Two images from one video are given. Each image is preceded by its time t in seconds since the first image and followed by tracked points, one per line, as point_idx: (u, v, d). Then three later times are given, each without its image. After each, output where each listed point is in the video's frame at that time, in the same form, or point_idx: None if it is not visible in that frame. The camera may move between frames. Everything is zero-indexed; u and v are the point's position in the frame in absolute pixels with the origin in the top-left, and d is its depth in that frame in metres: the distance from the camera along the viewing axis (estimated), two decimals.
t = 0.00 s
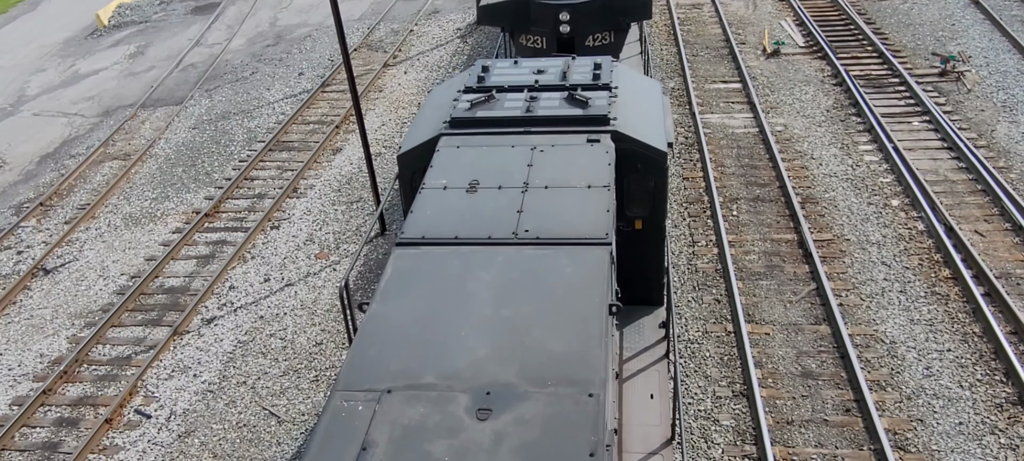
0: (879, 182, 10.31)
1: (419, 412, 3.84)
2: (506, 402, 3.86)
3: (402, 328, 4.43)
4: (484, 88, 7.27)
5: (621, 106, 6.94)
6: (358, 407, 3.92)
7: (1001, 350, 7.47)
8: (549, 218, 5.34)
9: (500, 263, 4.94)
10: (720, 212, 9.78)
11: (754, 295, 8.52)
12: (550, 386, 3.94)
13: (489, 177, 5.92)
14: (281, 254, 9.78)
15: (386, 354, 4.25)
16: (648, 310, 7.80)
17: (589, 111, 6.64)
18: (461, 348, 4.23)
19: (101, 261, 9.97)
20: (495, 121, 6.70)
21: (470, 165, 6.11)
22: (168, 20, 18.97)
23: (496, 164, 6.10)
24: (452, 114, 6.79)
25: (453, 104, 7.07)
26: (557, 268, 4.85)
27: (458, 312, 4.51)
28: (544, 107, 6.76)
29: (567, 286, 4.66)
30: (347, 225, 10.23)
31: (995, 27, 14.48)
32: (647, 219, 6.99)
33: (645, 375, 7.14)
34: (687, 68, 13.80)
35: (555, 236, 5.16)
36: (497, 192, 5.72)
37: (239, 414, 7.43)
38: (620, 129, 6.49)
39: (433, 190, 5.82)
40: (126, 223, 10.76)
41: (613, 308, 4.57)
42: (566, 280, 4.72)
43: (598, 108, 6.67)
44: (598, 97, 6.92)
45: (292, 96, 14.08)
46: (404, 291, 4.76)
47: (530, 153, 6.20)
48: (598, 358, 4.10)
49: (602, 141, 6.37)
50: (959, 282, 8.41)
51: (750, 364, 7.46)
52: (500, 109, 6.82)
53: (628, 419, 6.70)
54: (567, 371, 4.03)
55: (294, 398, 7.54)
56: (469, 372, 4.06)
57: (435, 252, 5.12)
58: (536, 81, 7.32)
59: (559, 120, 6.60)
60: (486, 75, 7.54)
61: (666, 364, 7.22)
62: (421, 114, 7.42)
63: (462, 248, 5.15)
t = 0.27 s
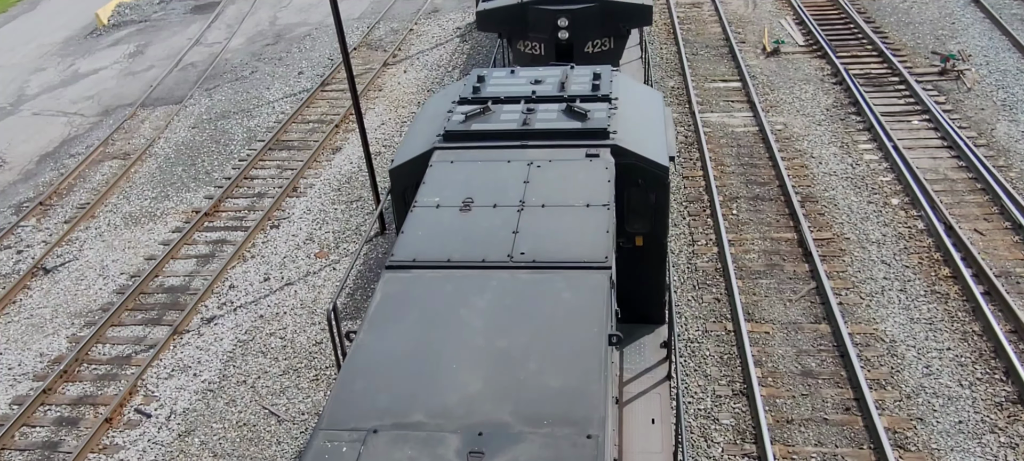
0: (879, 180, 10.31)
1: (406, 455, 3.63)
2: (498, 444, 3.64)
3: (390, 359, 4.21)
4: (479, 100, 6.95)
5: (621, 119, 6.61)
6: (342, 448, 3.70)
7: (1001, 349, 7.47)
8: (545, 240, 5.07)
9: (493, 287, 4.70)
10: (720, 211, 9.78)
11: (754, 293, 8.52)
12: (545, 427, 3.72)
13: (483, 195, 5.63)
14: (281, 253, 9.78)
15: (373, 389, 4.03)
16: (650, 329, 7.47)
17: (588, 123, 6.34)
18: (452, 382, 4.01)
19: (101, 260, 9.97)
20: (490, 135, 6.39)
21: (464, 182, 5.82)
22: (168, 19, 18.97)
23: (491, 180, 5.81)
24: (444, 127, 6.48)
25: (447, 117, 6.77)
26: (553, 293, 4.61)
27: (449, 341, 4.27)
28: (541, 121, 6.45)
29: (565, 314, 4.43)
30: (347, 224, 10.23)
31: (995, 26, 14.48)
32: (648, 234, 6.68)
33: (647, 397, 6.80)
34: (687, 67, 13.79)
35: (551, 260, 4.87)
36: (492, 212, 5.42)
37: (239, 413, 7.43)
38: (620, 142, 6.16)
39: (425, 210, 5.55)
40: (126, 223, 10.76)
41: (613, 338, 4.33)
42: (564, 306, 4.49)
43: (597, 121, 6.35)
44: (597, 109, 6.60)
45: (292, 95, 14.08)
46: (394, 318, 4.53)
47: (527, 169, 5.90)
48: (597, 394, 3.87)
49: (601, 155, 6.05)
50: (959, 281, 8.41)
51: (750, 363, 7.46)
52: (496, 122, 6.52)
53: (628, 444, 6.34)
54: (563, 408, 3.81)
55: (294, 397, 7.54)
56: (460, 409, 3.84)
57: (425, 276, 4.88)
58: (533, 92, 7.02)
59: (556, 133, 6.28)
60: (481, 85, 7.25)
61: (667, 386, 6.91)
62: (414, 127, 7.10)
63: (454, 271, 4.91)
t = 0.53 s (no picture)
0: (878, 180, 10.32)
1: None
2: None
3: (374, 397, 3.84)
4: (473, 112, 6.59)
5: (620, 133, 6.21)
6: None
7: (1000, 348, 7.47)
8: (542, 264, 4.66)
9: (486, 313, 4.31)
10: (719, 210, 9.78)
11: (753, 293, 8.52)
12: None
13: (475, 215, 5.21)
14: (280, 252, 9.78)
15: (353, 432, 3.66)
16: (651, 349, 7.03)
17: (586, 138, 5.94)
18: (440, 424, 3.64)
19: (100, 260, 9.97)
20: (484, 149, 5.99)
21: (457, 199, 5.41)
22: (167, 18, 18.97)
23: (484, 197, 5.40)
24: (437, 141, 6.10)
25: (439, 131, 6.40)
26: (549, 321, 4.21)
27: (437, 375, 3.90)
28: (538, 134, 6.07)
29: (563, 345, 4.03)
30: (345, 224, 10.23)
31: (994, 25, 14.48)
32: (648, 252, 6.21)
33: (647, 423, 6.38)
34: (686, 66, 13.79)
35: (549, 287, 4.45)
36: (484, 233, 5.01)
37: (238, 413, 7.43)
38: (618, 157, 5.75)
39: (414, 231, 5.13)
40: (125, 223, 10.75)
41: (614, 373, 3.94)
42: (562, 336, 4.09)
43: (596, 136, 5.97)
44: (596, 122, 6.22)
45: (291, 95, 14.07)
46: (379, 348, 4.15)
47: (522, 186, 5.49)
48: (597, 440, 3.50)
49: (599, 171, 5.63)
50: (958, 280, 8.41)
51: (749, 363, 7.46)
52: (491, 135, 6.14)
53: None
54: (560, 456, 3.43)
55: (293, 396, 7.54)
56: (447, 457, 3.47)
57: (413, 301, 4.48)
58: (529, 104, 6.65)
59: (554, 148, 5.89)
60: (476, 97, 6.88)
61: (668, 412, 6.48)
62: (406, 140, 6.73)
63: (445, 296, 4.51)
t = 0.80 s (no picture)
0: (877, 179, 10.32)
1: None
2: None
3: (363, 440, 3.67)
4: (468, 126, 6.35)
5: (620, 148, 5.94)
6: None
7: (999, 348, 7.48)
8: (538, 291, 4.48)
9: (480, 347, 4.14)
10: (718, 210, 9.78)
11: (752, 293, 8.52)
12: None
13: (468, 238, 4.99)
14: (280, 253, 9.78)
15: None
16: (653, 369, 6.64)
17: (584, 154, 5.69)
18: None
19: (99, 261, 9.97)
20: (477, 166, 5.75)
21: (450, 219, 5.21)
22: (166, 19, 18.97)
23: (477, 218, 5.18)
24: (430, 157, 5.86)
25: (432, 145, 6.17)
26: (545, 353, 4.06)
27: (427, 415, 3.74)
28: (534, 150, 5.82)
29: (559, 380, 3.88)
30: (345, 224, 10.23)
31: (993, 25, 14.49)
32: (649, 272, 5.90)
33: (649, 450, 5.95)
34: (685, 66, 13.79)
35: (544, 317, 4.27)
36: (478, 258, 4.79)
37: (238, 413, 7.43)
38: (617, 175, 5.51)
39: (405, 253, 4.93)
40: (125, 223, 10.76)
41: (613, 410, 3.79)
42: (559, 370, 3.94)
43: (594, 152, 5.72)
44: (594, 137, 5.96)
45: (291, 95, 14.08)
46: (367, 385, 3.97)
47: (517, 206, 5.28)
48: None
49: (598, 190, 5.40)
50: (957, 280, 8.42)
51: (749, 363, 7.46)
52: (486, 150, 5.90)
53: None
54: None
55: (293, 397, 7.54)
56: None
57: (405, 333, 4.31)
58: (525, 117, 6.40)
59: (551, 164, 5.65)
60: (470, 109, 6.65)
61: (670, 439, 6.06)
62: (398, 154, 6.49)
63: (436, 326, 4.34)
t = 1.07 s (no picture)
0: (873, 178, 10.34)
1: None
2: None
3: None
4: (458, 139, 6.18)
5: (616, 164, 5.81)
6: None
7: (994, 345, 7.49)
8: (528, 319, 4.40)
9: (467, 380, 4.04)
10: (714, 209, 9.79)
11: (748, 291, 8.53)
12: None
13: (458, 262, 4.90)
14: (276, 253, 9.76)
15: None
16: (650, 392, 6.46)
17: (578, 171, 5.57)
18: None
19: (94, 262, 9.94)
20: (468, 184, 5.64)
21: (438, 241, 5.11)
22: (161, 19, 18.92)
23: (467, 241, 5.09)
24: (419, 174, 5.74)
25: (422, 161, 6.03)
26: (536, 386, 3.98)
27: (412, 455, 3.65)
28: (526, 167, 5.70)
29: (551, 415, 3.79)
30: (341, 224, 10.22)
31: (987, 23, 14.52)
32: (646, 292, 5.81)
33: None
34: (681, 65, 13.80)
35: (534, 347, 4.20)
36: (468, 284, 4.70)
37: (234, 414, 7.42)
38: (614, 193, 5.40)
39: (392, 277, 4.84)
40: (120, 224, 10.73)
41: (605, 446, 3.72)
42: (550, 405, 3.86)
43: (588, 169, 5.58)
44: (588, 153, 5.81)
45: (286, 95, 14.05)
46: (351, 423, 3.85)
47: (508, 227, 5.18)
48: None
49: (592, 210, 5.29)
50: (952, 278, 8.44)
51: (745, 362, 7.46)
52: (476, 167, 5.77)
53: None
54: None
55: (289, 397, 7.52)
56: None
57: (390, 365, 4.21)
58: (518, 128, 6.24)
59: (543, 183, 5.53)
60: (462, 119, 6.46)
61: None
62: (386, 169, 6.35)
63: (423, 357, 4.24)
